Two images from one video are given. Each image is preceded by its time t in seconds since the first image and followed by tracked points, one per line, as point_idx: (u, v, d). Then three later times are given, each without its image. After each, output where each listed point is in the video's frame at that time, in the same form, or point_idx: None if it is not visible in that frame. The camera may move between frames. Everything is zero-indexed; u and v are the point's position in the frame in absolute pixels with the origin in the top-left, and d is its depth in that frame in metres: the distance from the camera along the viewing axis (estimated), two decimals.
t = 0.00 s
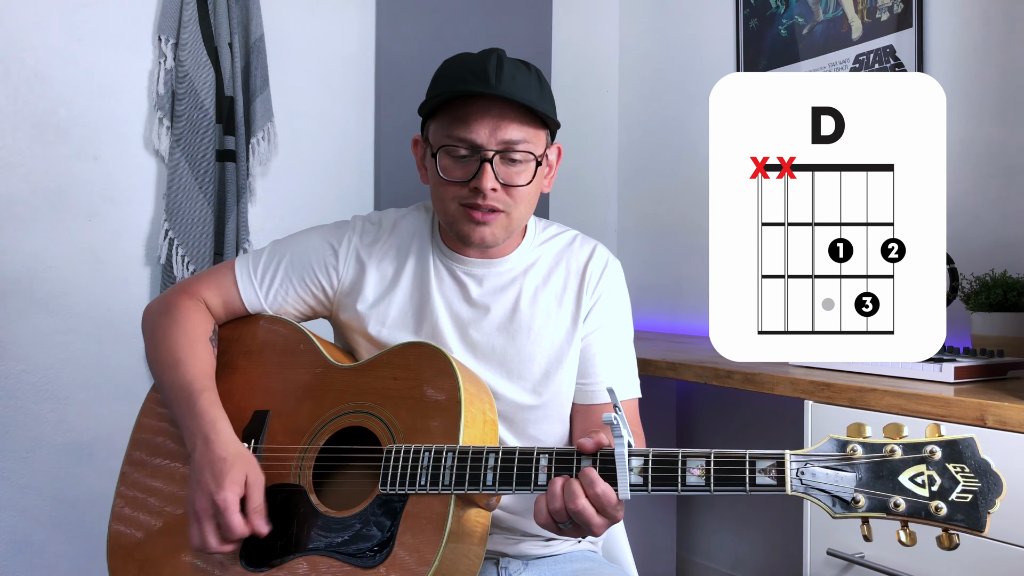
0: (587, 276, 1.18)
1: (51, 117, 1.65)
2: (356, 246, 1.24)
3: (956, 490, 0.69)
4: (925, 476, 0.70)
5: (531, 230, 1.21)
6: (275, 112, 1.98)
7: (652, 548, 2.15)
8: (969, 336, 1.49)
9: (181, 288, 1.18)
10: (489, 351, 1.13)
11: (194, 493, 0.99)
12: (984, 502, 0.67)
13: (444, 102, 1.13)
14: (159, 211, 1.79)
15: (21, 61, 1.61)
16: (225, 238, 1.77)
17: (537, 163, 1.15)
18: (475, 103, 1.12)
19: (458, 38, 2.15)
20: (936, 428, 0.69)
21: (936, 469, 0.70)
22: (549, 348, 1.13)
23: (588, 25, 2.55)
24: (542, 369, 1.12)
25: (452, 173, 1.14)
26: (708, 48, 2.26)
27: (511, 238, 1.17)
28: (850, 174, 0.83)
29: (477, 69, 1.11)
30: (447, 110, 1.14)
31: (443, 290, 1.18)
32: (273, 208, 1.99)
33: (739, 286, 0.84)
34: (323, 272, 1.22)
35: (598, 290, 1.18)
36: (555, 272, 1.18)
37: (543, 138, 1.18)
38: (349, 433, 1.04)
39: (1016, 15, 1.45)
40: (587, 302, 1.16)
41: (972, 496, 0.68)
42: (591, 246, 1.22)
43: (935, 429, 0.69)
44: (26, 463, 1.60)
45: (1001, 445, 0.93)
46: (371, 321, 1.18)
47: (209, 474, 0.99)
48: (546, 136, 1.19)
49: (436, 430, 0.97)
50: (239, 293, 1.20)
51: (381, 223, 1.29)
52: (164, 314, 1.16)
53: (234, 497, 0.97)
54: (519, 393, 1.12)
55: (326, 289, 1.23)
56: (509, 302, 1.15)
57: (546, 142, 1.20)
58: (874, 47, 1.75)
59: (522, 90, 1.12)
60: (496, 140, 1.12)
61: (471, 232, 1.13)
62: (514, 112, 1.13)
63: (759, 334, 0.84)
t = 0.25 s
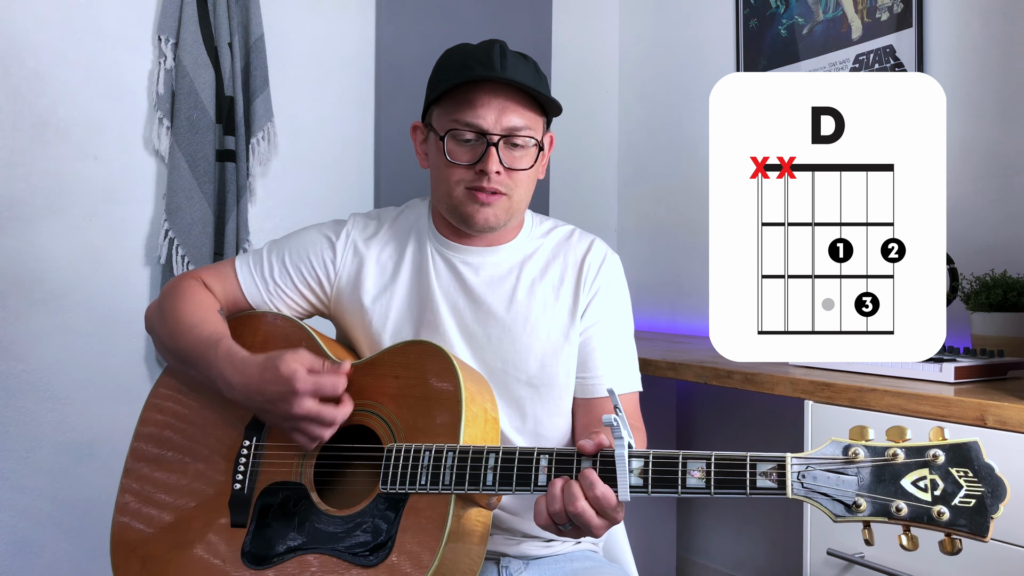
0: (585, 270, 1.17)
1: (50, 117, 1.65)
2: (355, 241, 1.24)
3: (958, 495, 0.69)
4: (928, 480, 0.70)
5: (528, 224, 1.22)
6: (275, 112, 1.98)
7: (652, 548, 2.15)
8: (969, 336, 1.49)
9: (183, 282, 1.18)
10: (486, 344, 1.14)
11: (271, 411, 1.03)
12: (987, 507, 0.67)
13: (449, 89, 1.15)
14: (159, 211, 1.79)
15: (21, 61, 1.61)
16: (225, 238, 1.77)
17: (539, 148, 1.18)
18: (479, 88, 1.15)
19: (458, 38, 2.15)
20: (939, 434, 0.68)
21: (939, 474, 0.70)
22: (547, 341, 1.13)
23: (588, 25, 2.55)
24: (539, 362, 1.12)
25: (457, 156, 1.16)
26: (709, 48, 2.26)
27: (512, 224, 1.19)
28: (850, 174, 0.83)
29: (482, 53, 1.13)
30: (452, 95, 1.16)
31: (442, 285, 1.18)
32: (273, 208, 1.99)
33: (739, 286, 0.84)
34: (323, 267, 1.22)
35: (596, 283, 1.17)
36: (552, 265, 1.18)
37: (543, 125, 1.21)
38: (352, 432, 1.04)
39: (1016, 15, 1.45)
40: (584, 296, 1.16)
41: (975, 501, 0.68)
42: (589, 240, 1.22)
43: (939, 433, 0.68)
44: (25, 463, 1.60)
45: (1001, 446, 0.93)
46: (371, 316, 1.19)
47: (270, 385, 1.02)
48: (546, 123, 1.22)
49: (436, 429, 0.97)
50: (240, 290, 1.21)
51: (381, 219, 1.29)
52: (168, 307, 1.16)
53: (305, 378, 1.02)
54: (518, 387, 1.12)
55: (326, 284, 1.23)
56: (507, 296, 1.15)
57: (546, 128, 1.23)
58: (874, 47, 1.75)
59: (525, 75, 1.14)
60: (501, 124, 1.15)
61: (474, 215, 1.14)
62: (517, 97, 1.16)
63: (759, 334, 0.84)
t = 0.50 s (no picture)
0: (586, 271, 1.17)
1: (51, 117, 1.65)
2: (355, 242, 1.24)
3: (956, 487, 0.69)
4: (925, 473, 0.70)
5: (529, 226, 1.21)
6: (275, 112, 1.98)
7: (652, 548, 2.15)
8: (969, 336, 1.49)
9: (181, 289, 1.18)
10: (486, 346, 1.14)
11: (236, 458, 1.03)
12: (984, 499, 0.67)
13: (450, 96, 1.15)
14: (159, 211, 1.79)
15: (21, 61, 1.62)
16: (225, 238, 1.77)
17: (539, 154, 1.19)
18: (481, 96, 1.15)
19: (458, 38, 2.15)
20: (937, 426, 0.69)
21: (936, 466, 0.70)
22: (547, 343, 1.13)
23: (588, 25, 2.55)
24: (539, 364, 1.12)
25: (458, 163, 1.16)
26: (709, 48, 2.26)
27: (511, 229, 1.19)
28: (850, 174, 0.83)
29: (482, 60, 1.13)
30: (453, 101, 1.17)
31: (442, 286, 1.18)
32: (273, 208, 1.99)
33: (739, 286, 0.84)
34: (323, 268, 1.22)
35: (597, 285, 1.17)
36: (553, 266, 1.18)
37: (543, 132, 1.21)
38: (351, 432, 1.04)
39: (1016, 15, 1.45)
40: (585, 298, 1.16)
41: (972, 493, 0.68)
42: (590, 242, 1.22)
43: (935, 427, 0.69)
44: (25, 463, 1.60)
45: (1001, 446, 0.93)
46: (371, 318, 1.19)
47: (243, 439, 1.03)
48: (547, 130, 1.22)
49: (437, 429, 0.97)
50: (241, 292, 1.21)
51: (382, 220, 1.29)
52: (165, 317, 1.16)
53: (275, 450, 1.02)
54: (517, 388, 1.12)
55: (326, 284, 1.23)
56: (508, 297, 1.15)
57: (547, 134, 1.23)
58: (874, 48, 1.75)
59: (526, 84, 1.14)
60: (502, 131, 1.15)
61: (475, 222, 1.14)
62: (519, 105, 1.16)
63: (759, 334, 0.84)
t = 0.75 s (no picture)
0: (589, 278, 1.18)
1: (51, 117, 1.65)
2: (358, 244, 1.24)
3: (959, 501, 0.69)
4: (928, 487, 0.70)
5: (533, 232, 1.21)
6: (275, 112, 1.98)
7: (652, 548, 2.15)
8: (969, 336, 1.49)
9: (182, 289, 1.18)
10: (491, 351, 1.14)
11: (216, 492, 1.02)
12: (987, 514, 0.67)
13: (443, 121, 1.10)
14: (159, 211, 1.79)
15: (21, 61, 1.61)
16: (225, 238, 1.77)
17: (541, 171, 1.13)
18: (474, 119, 1.08)
19: (458, 38, 2.15)
20: (939, 440, 0.68)
21: (940, 480, 0.70)
22: (551, 348, 1.13)
23: (587, 25, 2.55)
24: (543, 370, 1.12)
25: (455, 190, 1.12)
26: (709, 48, 2.26)
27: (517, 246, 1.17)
28: (850, 174, 0.83)
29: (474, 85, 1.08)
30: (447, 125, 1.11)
31: (445, 290, 1.18)
32: (273, 208, 1.99)
33: (739, 286, 0.84)
34: (325, 269, 1.22)
35: (601, 292, 1.17)
36: (558, 272, 1.18)
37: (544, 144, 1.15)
38: (350, 434, 1.04)
39: (1016, 14, 1.45)
40: (588, 304, 1.16)
41: (975, 508, 0.68)
42: (594, 248, 1.22)
43: (938, 441, 0.68)
44: (25, 463, 1.60)
45: (1000, 446, 0.93)
46: (374, 321, 1.19)
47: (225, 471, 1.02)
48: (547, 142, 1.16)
49: (438, 432, 0.97)
50: (242, 291, 1.20)
51: (384, 220, 1.29)
52: (165, 318, 1.16)
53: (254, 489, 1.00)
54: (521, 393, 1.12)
55: (329, 286, 1.22)
56: (512, 303, 1.15)
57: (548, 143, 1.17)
58: (874, 48, 1.75)
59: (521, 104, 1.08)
60: (499, 154, 1.09)
61: (479, 248, 1.13)
62: (515, 125, 1.09)
63: (759, 334, 0.84)
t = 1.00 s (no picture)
0: (587, 273, 1.17)
1: (51, 117, 1.65)
2: (356, 242, 1.24)
3: (959, 502, 0.68)
4: (928, 487, 0.70)
5: (529, 226, 1.21)
6: (275, 112, 1.98)
7: (652, 548, 2.15)
8: (969, 336, 1.49)
9: (184, 286, 1.18)
10: (489, 346, 1.14)
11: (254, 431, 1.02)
12: (988, 515, 0.67)
13: (440, 92, 1.14)
14: (159, 211, 1.79)
15: (20, 61, 1.61)
16: (225, 238, 1.77)
17: (534, 149, 1.15)
18: (471, 87, 1.13)
19: (457, 38, 2.15)
20: (941, 438, 0.69)
21: (940, 480, 0.70)
22: (549, 343, 1.13)
23: (587, 25, 2.55)
24: (541, 365, 1.12)
25: (449, 161, 1.14)
26: (709, 48, 2.26)
27: (508, 230, 1.17)
28: (850, 174, 0.83)
29: (471, 54, 1.12)
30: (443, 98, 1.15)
31: (443, 286, 1.18)
32: (273, 208, 1.99)
33: (739, 286, 0.84)
34: (325, 267, 1.22)
35: (598, 286, 1.17)
36: (554, 266, 1.18)
37: (538, 125, 1.18)
38: (349, 433, 1.04)
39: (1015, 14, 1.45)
40: (586, 298, 1.16)
41: (976, 508, 0.67)
42: (591, 243, 1.22)
43: (939, 439, 0.69)
44: (25, 463, 1.60)
45: (1000, 446, 0.93)
46: (372, 318, 1.19)
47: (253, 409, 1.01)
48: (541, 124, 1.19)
49: (437, 431, 0.97)
50: (243, 292, 1.21)
51: (382, 219, 1.29)
52: (167, 310, 1.16)
53: (286, 420, 1.00)
54: (519, 389, 1.12)
55: (328, 284, 1.23)
56: (509, 297, 1.15)
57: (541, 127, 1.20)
58: (874, 47, 1.75)
59: (517, 73, 1.12)
60: (493, 125, 1.12)
61: (469, 223, 1.13)
62: (510, 96, 1.13)
63: (759, 334, 0.84)
